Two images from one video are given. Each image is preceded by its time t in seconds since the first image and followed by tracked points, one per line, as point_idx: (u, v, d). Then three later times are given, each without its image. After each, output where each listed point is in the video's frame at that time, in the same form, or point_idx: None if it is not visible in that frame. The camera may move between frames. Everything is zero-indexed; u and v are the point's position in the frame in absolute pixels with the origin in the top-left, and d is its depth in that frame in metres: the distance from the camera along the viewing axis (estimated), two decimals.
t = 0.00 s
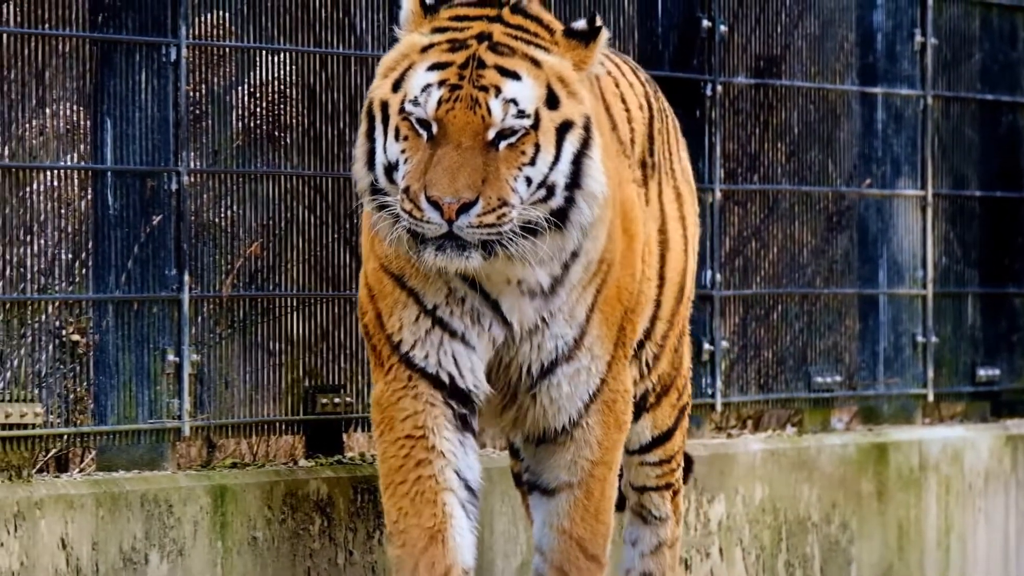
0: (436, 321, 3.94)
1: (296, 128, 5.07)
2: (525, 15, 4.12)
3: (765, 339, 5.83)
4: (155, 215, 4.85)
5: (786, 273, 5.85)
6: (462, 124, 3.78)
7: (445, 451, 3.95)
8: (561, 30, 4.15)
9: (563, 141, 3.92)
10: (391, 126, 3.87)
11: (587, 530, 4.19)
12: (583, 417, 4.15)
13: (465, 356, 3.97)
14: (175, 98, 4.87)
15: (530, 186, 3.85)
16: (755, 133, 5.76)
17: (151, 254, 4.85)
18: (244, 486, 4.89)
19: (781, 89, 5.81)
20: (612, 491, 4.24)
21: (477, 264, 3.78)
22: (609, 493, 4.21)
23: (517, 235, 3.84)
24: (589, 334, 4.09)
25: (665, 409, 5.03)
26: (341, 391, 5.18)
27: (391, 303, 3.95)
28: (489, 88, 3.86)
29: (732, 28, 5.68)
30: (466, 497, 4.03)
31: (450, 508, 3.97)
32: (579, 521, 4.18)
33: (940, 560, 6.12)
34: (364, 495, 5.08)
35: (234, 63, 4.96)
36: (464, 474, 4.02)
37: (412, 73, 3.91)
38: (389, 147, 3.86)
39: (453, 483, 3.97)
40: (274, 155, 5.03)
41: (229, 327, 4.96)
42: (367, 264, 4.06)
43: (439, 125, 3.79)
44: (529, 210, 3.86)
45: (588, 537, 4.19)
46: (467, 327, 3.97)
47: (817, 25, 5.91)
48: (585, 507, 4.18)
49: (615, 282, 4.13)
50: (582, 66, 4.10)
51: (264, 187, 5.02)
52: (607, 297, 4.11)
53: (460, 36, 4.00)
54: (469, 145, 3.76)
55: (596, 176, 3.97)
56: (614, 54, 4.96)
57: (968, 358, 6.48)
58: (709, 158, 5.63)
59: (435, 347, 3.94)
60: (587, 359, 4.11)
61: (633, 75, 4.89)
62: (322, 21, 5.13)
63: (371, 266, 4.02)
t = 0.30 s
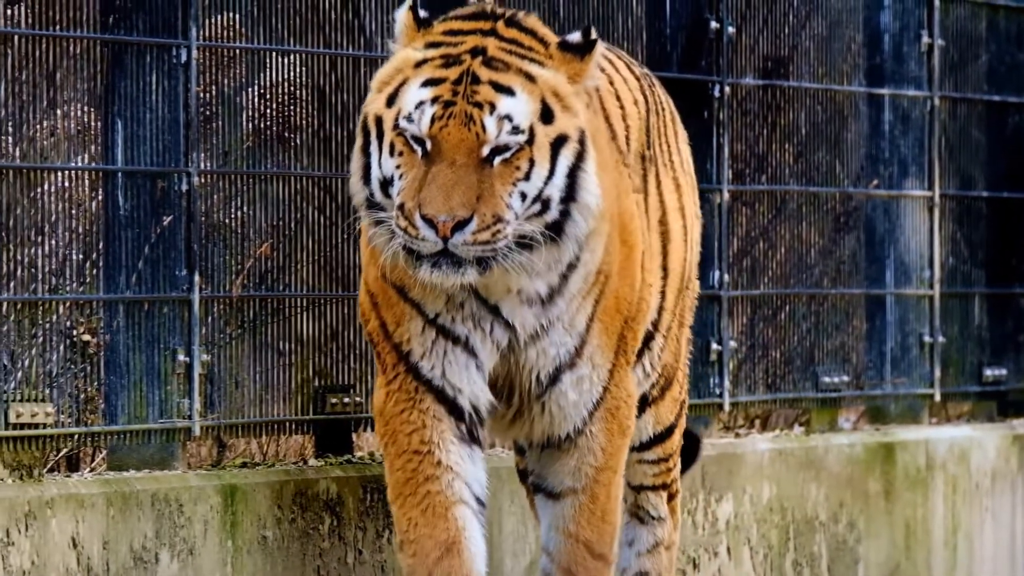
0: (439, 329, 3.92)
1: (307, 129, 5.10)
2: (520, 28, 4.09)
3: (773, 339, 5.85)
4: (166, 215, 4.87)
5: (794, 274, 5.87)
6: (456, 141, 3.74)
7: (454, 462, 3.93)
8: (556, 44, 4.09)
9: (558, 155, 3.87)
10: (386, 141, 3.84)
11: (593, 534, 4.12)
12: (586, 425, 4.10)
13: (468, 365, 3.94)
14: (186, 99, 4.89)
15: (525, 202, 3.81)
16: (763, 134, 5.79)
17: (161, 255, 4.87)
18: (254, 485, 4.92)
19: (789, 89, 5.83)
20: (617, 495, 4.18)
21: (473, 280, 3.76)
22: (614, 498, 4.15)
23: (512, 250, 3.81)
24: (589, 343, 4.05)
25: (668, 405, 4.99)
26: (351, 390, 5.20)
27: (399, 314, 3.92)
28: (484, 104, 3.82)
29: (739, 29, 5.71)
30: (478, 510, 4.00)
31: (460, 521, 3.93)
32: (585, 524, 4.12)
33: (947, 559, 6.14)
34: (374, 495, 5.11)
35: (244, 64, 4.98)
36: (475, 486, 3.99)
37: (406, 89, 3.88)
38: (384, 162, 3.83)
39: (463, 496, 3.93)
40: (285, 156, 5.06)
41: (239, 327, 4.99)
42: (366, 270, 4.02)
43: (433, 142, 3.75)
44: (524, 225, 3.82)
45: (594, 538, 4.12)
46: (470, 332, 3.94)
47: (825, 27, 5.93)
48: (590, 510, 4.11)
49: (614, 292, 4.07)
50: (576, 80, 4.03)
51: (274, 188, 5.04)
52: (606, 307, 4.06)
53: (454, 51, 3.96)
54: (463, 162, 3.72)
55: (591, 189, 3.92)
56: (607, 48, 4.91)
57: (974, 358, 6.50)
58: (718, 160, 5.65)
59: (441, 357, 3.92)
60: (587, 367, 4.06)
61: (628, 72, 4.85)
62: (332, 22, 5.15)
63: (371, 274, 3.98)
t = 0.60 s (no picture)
0: (417, 339, 3.90)
1: (316, 130, 5.13)
2: (512, 40, 4.06)
3: (780, 339, 5.87)
4: (175, 216, 4.88)
5: (801, 274, 5.90)
6: (448, 156, 3.73)
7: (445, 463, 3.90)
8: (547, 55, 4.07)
9: (549, 168, 3.85)
10: (378, 155, 3.82)
11: (597, 532, 4.11)
12: (587, 427, 4.07)
13: (449, 381, 3.91)
14: (195, 100, 4.91)
15: (517, 215, 3.80)
16: (770, 135, 5.81)
17: (171, 255, 4.89)
18: (263, 485, 4.93)
19: (796, 91, 5.86)
20: (620, 492, 4.16)
21: (465, 293, 3.75)
22: (616, 496, 4.14)
23: (504, 264, 3.80)
24: (584, 348, 4.01)
25: (665, 403, 4.92)
26: (360, 391, 5.22)
27: (382, 319, 3.94)
28: (476, 118, 3.81)
29: (747, 31, 5.73)
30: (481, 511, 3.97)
31: (459, 521, 3.91)
32: (589, 522, 4.11)
33: (953, 559, 6.17)
34: (383, 494, 5.13)
35: (253, 65, 5.00)
36: (475, 485, 3.96)
37: (398, 102, 3.86)
38: (377, 176, 3.81)
39: (459, 496, 3.91)
40: (294, 156, 5.08)
41: (248, 327, 5.01)
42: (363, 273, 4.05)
43: (426, 156, 3.74)
44: (516, 238, 3.81)
45: (599, 536, 4.12)
46: (452, 347, 3.91)
47: (832, 28, 5.96)
48: (594, 510, 4.11)
49: (610, 299, 4.03)
50: (568, 93, 4.01)
51: (282, 188, 5.07)
52: (602, 314, 4.02)
53: (446, 64, 3.94)
54: (455, 176, 3.71)
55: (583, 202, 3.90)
56: (599, 45, 4.91)
57: (981, 358, 6.52)
58: (725, 161, 5.67)
59: (417, 367, 3.90)
60: (583, 370, 4.02)
61: (624, 68, 4.88)
62: (340, 23, 5.18)
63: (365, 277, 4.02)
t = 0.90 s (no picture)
0: (398, 330, 3.99)
1: (324, 131, 5.16)
2: (502, 43, 4.07)
3: (787, 339, 5.90)
4: (185, 216, 4.90)
5: (808, 274, 5.92)
6: (440, 158, 3.76)
7: (436, 464, 4.02)
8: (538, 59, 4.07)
9: (540, 170, 3.88)
10: (371, 159, 3.86)
11: (599, 525, 4.19)
12: (579, 421, 4.12)
13: (427, 374, 4.02)
14: (205, 101, 4.93)
15: (510, 216, 3.84)
16: (777, 136, 5.84)
17: (181, 255, 4.91)
18: (272, 484, 4.96)
19: (803, 92, 5.88)
20: (621, 486, 4.21)
21: (459, 294, 3.80)
22: (617, 490, 4.19)
23: (496, 265, 3.83)
24: (577, 352, 4.05)
25: (662, 399, 4.93)
26: (369, 390, 5.25)
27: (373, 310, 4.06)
28: (467, 121, 3.84)
29: (754, 32, 5.76)
30: (479, 506, 4.08)
31: (455, 519, 4.04)
32: (591, 517, 4.18)
33: (959, 557, 6.20)
34: (392, 494, 5.15)
35: (263, 67, 5.02)
36: (471, 483, 4.07)
37: (389, 106, 3.90)
38: (369, 180, 3.85)
39: (453, 497, 4.03)
40: (303, 157, 5.11)
41: (257, 327, 5.03)
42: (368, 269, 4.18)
43: (418, 159, 3.77)
44: (509, 239, 3.84)
45: (603, 531, 4.19)
46: (429, 336, 3.99)
47: (838, 30, 5.99)
48: (596, 504, 4.17)
49: (610, 305, 4.05)
50: (557, 97, 4.03)
51: (292, 189, 5.10)
52: (599, 323, 4.04)
53: (437, 68, 3.97)
54: (448, 177, 3.75)
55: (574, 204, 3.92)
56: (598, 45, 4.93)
57: (987, 358, 6.55)
58: (733, 161, 5.69)
59: (399, 358, 4.02)
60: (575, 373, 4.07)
61: (623, 67, 4.91)
62: (349, 24, 5.20)
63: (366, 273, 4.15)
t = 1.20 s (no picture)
0: (397, 322, 4.08)
1: (333, 132, 5.18)
2: (496, 42, 4.10)
3: (793, 339, 5.93)
4: (194, 216, 4.93)
5: (814, 274, 5.95)
6: (433, 157, 3.78)
7: (445, 458, 4.09)
8: (533, 57, 4.09)
9: (535, 169, 3.89)
10: (366, 156, 3.89)
11: (603, 524, 4.19)
12: (582, 412, 4.14)
13: (434, 373, 4.10)
14: (214, 102, 4.95)
15: (504, 215, 3.86)
16: (783, 137, 5.86)
17: (189, 256, 4.93)
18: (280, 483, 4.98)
19: (809, 93, 5.90)
20: (624, 484, 4.23)
21: (452, 292, 3.84)
22: (621, 489, 4.20)
23: (491, 262, 3.86)
24: (578, 347, 4.07)
25: (660, 392, 4.95)
26: (377, 390, 5.28)
27: (376, 304, 4.14)
28: (460, 120, 3.87)
29: (760, 34, 5.79)
30: (485, 502, 4.15)
31: (462, 513, 4.09)
32: (596, 515, 4.19)
33: (964, 557, 6.22)
34: (399, 493, 5.17)
35: (271, 68, 5.04)
36: (478, 479, 4.15)
37: (384, 104, 3.93)
38: (364, 178, 3.89)
39: (463, 491, 4.10)
40: (312, 159, 5.13)
41: (266, 327, 5.05)
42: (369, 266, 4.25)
43: (412, 157, 3.80)
44: (503, 237, 3.86)
45: (606, 531, 4.20)
46: (426, 326, 4.06)
47: (844, 31, 6.01)
48: (602, 501, 4.18)
49: (611, 302, 4.08)
50: (552, 95, 4.03)
51: (300, 189, 5.11)
52: (600, 321, 4.06)
53: (431, 67, 4.00)
54: (441, 177, 3.77)
55: (568, 203, 3.91)
56: (602, 48, 4.94)
57: (993, 358, 6.57)
58: (739, 161, 5.72)
59: (401, 349, 4.10)
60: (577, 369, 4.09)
61: (625, 69, 4.93)
62: (356, 25, 5.23)
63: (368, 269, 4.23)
